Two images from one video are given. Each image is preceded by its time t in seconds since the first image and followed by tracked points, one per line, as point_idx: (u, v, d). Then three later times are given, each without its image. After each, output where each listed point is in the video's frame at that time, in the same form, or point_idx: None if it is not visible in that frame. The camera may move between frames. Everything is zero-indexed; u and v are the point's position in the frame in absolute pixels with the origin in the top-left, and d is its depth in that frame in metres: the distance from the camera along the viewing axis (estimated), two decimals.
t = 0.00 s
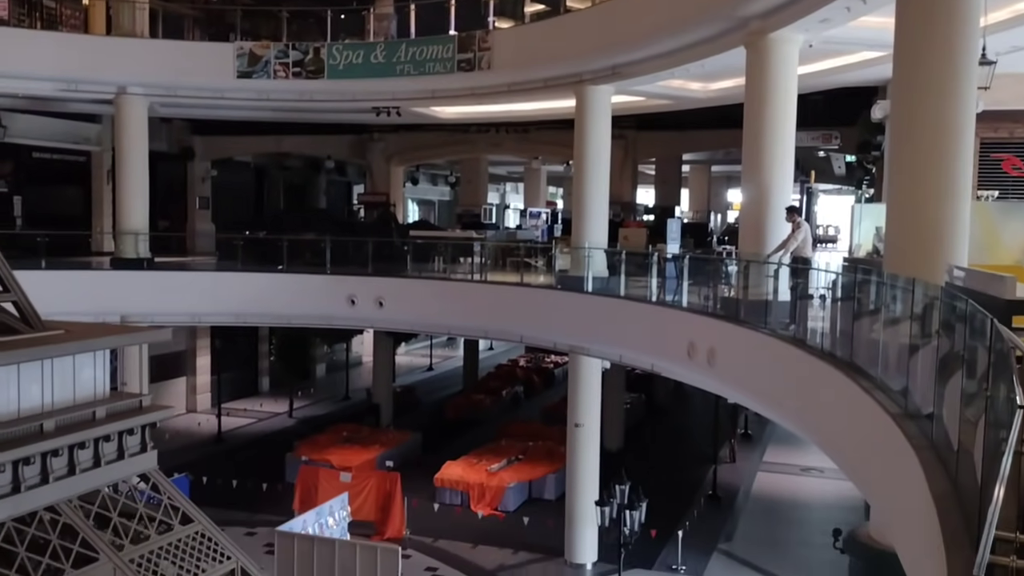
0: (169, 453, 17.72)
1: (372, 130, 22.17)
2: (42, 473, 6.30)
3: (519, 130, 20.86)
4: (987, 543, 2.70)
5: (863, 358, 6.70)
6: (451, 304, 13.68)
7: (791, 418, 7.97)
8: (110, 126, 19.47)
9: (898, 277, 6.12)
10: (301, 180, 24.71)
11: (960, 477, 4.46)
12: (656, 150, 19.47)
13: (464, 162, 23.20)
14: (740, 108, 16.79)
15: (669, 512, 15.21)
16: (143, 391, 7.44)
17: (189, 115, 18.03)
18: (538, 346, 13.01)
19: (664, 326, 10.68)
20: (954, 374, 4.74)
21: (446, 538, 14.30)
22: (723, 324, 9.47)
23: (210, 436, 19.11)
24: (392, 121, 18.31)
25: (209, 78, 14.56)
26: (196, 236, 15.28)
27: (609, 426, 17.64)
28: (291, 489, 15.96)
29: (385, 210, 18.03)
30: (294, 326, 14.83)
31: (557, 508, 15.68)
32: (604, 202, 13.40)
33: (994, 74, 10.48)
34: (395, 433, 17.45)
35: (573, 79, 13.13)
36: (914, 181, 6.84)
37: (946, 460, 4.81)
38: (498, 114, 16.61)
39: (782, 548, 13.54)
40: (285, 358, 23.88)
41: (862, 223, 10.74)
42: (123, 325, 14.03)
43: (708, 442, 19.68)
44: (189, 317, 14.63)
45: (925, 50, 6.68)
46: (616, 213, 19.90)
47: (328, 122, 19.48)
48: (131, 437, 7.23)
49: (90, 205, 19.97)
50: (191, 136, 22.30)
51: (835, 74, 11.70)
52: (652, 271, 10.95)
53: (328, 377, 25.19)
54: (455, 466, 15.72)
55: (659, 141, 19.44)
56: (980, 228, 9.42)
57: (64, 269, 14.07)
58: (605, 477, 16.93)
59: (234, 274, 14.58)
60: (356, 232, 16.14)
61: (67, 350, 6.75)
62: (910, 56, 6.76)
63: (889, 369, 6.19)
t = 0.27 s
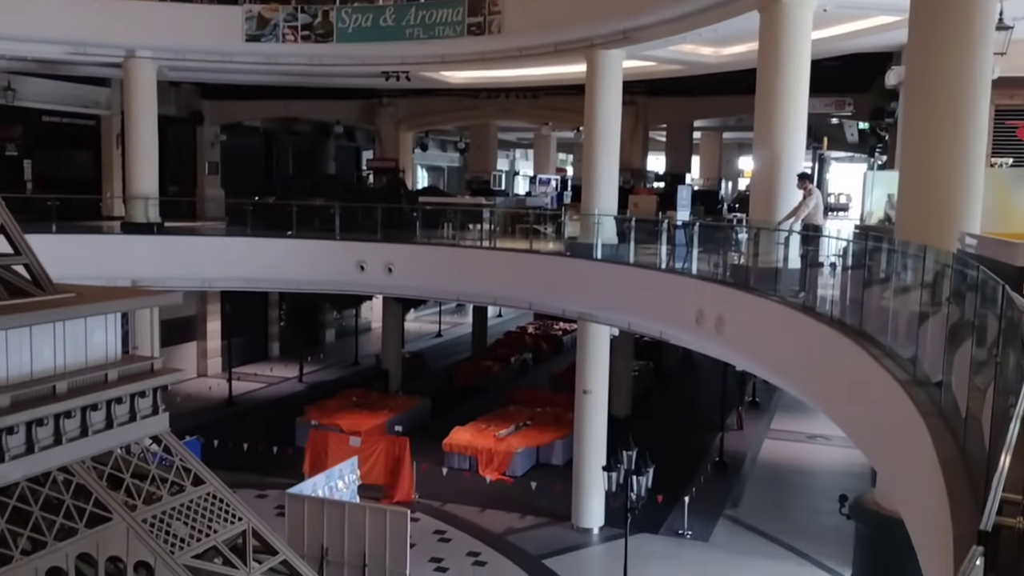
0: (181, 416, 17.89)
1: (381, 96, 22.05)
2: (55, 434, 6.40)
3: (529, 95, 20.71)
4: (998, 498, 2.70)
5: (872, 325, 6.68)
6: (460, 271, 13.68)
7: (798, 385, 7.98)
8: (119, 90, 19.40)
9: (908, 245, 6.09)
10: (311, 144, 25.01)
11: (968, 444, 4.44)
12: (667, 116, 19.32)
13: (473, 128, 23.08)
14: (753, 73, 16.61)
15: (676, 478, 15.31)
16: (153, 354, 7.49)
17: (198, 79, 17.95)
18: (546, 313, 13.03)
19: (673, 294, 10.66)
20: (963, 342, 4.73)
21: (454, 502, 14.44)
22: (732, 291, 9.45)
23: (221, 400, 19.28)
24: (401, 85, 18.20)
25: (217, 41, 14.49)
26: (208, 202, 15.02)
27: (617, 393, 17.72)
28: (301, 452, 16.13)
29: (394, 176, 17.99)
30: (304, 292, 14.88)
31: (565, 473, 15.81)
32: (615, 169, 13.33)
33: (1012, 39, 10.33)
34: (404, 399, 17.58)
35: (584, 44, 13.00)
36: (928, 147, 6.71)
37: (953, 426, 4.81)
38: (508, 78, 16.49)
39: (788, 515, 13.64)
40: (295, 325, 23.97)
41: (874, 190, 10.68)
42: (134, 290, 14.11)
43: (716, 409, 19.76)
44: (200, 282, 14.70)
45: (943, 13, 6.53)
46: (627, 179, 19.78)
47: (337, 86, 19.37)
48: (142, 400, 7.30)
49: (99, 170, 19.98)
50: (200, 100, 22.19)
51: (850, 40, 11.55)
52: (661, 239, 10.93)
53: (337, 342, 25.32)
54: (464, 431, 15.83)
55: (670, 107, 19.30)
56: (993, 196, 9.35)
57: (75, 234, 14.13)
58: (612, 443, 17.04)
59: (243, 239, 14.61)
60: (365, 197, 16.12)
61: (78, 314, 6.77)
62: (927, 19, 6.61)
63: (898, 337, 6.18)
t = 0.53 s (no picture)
0: (195, 380, 18.06)
1: (394, 61, 21.91)
2: (70, 395, 6.50)
3: (543, 62, 20.53)
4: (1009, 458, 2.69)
5: (886, 295, 6.64)
6: (472, 238, 13.67)
7: (810, 354, 7.96)
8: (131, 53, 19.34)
9: (924, 215, 6.04)
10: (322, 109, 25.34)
11: (979, 414, 4.43)
12: (682, 83, 19.13)
13: (486, 94, 22.95)
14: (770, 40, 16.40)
15: (686, 446, 15.36)
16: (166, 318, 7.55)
17: (211, 43, 17.88)
18: (558, 281, 13.02)
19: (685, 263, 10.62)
20: (976, 313, 4.70)
21: (464, 467, 14.56)
22: (744, 260, 9.40)
23: (234, 364, 19.44)
24: (414, 51, 18.08)
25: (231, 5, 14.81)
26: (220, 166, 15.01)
27: (627, 362, 17.78)
28: (313, 417, 16.27)
29: (406, 142, 17.94)
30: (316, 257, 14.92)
31: (574, 440, 15.90)
32: (628, 136, 13.23)
33: None
34: (416, 365, 17.69)
35: (599, 9, 12.85)
36: (946, 114, 6.57)
37: (964, 396, 4.80)
38: (522, 44, 16.35)
39: (797, 484, 13.68)
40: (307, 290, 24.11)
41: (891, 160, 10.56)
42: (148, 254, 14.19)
43: (726, 378, 19.79)
44: (214, 247, 14.76)
45: None
46: (640, 148, 19.63)
47: (350, 50, 19.27)
48: (156, 363, 7.39)
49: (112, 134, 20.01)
50: (212, 65, 22.11)
51: (870, 6, 11.37)
52: (675, 207, 10.90)
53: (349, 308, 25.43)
54: (474, 397, 15.95)
55: (685, 73, 19.13)
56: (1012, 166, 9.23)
57: (89, 198, 14.16)
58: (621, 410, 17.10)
59: (256, 204, 14.64)
60: (377, 164, 16.09)
61: (92, 276, 6.81)
62: None
63: (911, 308, 6.14)
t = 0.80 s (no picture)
0: (211, 346, 18.30)
1: (408, 32, 21.90)
2: (91, 358, 6.66)
3: (557, 33, 20.49)
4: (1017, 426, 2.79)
5: (896, 270, 6.70)
6: (485, 210, 13.77)
7: (817, 327, 8.05)
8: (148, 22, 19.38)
9: (936, 190, 6.12)
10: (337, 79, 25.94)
11: (987, 386, 4.52)
12: (696, 56, 19.07)
13: (500, 65, 22.94)
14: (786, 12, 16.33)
15: (693, 417, 15.50)
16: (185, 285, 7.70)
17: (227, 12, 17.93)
18: (569, 253, 13.13)
19: (695, 236, 10.68)
20: (987, 288, 4.79)
21: (474, 435, 14.76)
22: (754, 234, 9.46)
23: (250, 332, 19.68)
24: (429, 21, 18.09)
25: None
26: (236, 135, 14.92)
27: (636, 334, 17.95)
28: (327, 384, 16.50)
29: (420, 113, 18.01)
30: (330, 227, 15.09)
31: (583, 410, 16.08)
32: (641, 108, 13.25)
33: None
34: (427, 334, 17.93)
35: None
36: (962, 87, 6.52)
37: (972, 368, 4.89)
38: (536, 16, 16.34)
39: (803, 456, 13.83)
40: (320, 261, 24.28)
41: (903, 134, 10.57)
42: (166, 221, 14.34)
43: (736, 351, 19.91)
44: (230, 216, 14.94)
45: None
46: (653, 120, 19.61)
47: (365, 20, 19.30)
48: (174, 328, 7.57)
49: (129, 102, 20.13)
50: (228, 34, 22.14)
51: None
52: (687, 179, 11.02)
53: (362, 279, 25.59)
54: (484, 367, 16.28)
55: (700, 46, 19.06)
56: None
57: (108, 165, 14.27)
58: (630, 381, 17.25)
59: (272, 173, 14.78)
60: (390, 134, 16.18)
61: (113, 243, 6.93)
62: None
63: (921, 282, 6.21)
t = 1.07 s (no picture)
0: (226, 312, 18.40)
1: None
2: (107, 321, 6.74)
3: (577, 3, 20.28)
4: None
5: (916, 247, 6.63)
6: (501, 180, 13.72)
7: (831, 302, 7.99)
8: None
9: (958, 166, 6.04)
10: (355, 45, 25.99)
11: (1004, 364, 4.48)
12: (717, 28, 18.85)
13: (518, 34, 22.75)
14: None
15: (706, 391, 15.51)
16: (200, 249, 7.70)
17: None
18: (585, 225, 13.08)
19: (711, 209, 10.61)
20: (1007, 266, 4.72)
21: (486, 405, 14.82)
22: (772, 208, 9.38)
23: (265, 298, 19.77)
24: None
25: None
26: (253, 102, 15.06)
27: (650, 308, 17.94)
28: (341, 351, 16.58)
29: (437, 81, 17.92)
30: (346, 195, 15.10)
31: (596, 382, 16.11)
32: (660, 79, 13.02)
33: None
34: (441, 304, 17.98)
35: None
36: (987, 61, 6.39)
37: (988, 345, 4.85)
38: None
39: (814, 432, 13.82)
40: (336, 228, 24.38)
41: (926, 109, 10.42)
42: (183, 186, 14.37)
43: (749, 326, 19.89)
44: (247, 183, 14.95)
45: None
46: (672, 92, 19.43)
47: None
48: (190, 293, 7.60)
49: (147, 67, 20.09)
50: None
51: None
52: (704, 152, 10.97)
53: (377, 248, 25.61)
54: (498, 337, 16.35)
55: (721, 17, 18.82)
56: None
57: (125, 130, 14.24)
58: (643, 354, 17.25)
59: (289, 140, 14.80)
60: (407, 102, 16.12)
61: (129, 206, 6.93)
62: None
63: (941, 259, 6.14)
